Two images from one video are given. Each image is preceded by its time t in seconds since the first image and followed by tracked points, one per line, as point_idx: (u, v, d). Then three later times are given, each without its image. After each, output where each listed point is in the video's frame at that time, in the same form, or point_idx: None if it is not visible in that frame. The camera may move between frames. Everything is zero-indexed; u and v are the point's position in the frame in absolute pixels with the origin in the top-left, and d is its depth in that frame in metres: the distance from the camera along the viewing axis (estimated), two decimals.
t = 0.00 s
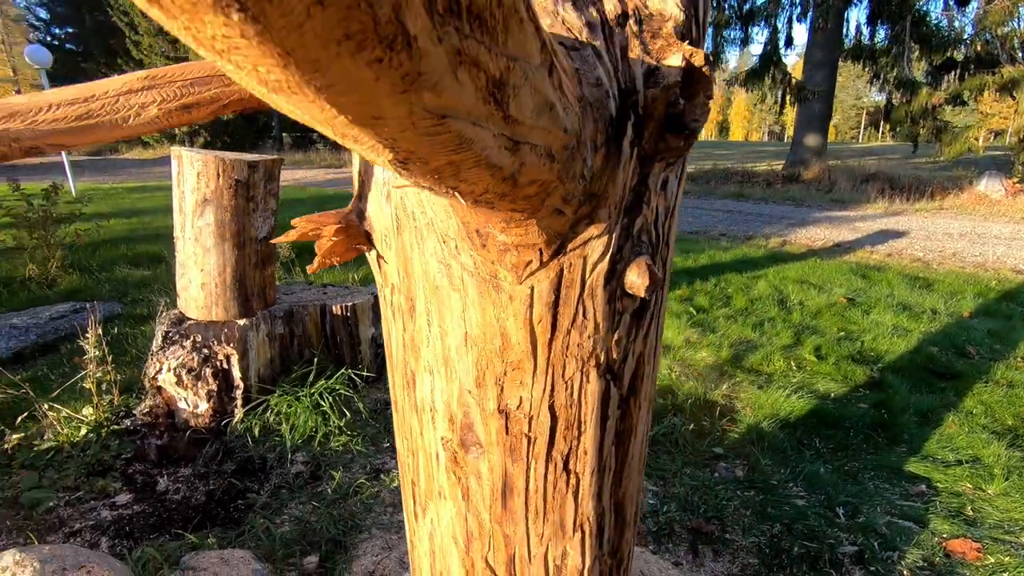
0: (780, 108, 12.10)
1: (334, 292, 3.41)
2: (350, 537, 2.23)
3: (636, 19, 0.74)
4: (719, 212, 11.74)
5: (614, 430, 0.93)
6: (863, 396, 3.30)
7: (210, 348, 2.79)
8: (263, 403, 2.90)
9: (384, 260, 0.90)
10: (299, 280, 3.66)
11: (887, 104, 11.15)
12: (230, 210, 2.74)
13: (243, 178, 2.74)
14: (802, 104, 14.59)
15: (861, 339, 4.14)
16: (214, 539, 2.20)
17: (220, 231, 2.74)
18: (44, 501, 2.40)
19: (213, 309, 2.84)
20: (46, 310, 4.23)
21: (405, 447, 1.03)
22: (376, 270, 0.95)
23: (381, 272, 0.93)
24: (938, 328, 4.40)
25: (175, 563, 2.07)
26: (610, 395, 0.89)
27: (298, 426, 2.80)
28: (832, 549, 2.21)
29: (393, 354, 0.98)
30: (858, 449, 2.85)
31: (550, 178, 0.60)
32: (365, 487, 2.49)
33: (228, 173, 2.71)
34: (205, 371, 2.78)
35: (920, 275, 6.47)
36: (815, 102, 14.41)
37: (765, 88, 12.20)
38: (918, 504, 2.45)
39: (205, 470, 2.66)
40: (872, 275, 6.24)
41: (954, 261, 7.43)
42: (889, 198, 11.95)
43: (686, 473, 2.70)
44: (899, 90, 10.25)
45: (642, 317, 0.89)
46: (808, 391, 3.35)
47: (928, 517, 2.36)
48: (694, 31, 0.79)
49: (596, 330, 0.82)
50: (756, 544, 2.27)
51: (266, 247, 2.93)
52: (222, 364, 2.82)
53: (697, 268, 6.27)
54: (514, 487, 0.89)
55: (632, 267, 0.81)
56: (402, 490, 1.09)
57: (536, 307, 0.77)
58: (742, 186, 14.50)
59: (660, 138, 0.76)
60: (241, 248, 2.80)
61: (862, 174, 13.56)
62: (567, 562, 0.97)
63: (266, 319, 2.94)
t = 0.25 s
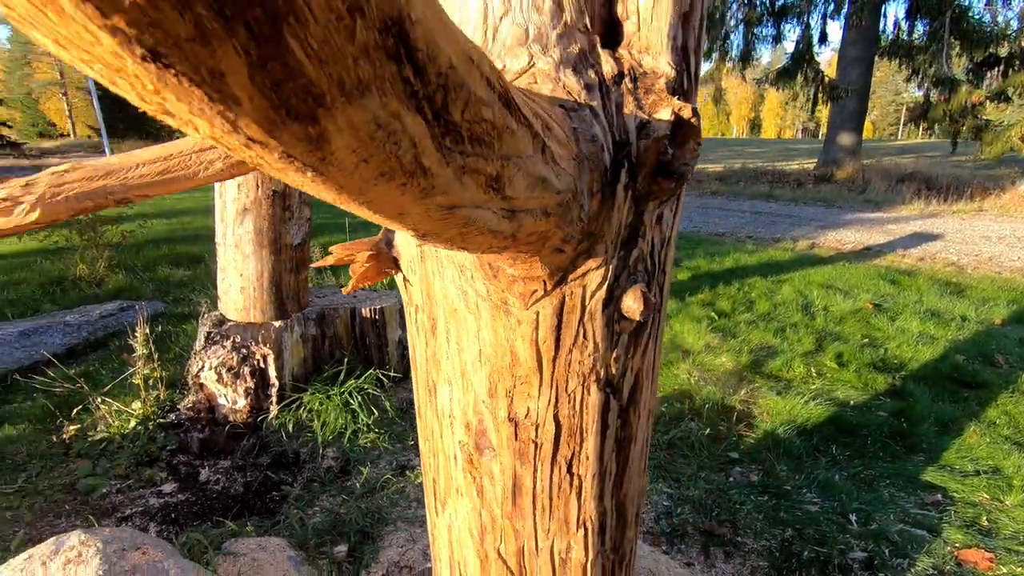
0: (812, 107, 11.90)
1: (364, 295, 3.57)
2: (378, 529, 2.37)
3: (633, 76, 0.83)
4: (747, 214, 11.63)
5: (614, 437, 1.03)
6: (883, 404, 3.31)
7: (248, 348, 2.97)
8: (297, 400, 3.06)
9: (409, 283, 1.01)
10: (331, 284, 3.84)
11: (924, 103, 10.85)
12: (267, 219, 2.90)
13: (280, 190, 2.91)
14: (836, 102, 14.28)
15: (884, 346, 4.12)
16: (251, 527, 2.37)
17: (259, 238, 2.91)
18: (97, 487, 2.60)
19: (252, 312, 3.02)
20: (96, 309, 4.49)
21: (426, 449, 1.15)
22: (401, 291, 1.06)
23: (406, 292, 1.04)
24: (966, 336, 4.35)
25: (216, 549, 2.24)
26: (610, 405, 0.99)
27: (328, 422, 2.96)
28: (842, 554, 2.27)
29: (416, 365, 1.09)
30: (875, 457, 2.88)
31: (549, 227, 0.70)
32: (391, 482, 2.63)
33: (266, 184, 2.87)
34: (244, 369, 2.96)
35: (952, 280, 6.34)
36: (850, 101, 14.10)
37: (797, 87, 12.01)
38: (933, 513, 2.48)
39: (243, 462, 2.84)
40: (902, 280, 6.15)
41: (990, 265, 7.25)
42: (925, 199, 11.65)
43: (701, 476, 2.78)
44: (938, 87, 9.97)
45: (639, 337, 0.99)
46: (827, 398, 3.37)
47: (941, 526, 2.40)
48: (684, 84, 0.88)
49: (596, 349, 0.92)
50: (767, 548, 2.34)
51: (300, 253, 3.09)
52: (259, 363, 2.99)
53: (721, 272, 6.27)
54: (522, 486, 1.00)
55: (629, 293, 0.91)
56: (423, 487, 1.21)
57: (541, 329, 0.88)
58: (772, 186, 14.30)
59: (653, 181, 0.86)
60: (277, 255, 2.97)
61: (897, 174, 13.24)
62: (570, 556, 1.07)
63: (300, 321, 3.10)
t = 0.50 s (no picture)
0: (851, 96, 11.56)
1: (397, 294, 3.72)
2: (410, 517, 2.51)
3: (634, 118, 0.92)
4: (781, 208, 11.42)
5: (622, 438, 1.13)
6: (911, 405, 3.30)
7: (289, 345, 3.16)
8: (334, 394, 3.24)
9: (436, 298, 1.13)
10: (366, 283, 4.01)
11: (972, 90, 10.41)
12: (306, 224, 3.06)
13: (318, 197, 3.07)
14: (878, 91, 13.80)
15: (916, 346, 4.07)
16: (294, 513, 2.55)
17: (298, 243, 3.08)
18: (154, 473, 2.83)
19: (293, 311, 3.23)
20: (148, 306, 4.78)
21: (451, 447, 1.26)
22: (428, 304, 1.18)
23: (433, 305, 1.15)
24: (1004, 337, 4.26)
25: (263, 532, 2.42)
26: (617, 410, 1.09)
27: (364, 416, 3.13)
28: (859, 553, 2.31)
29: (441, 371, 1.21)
30: (900, 458, 2.90)
31: (554, 259, 0.80)
32: (422, 474, 2.78)
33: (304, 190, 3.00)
34: (286, 365, 3.15)
35: (995, 278, 6.16)
36: (892, 89, 13.63)
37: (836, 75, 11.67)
38: (956, 515, 2.50)
39: (285, 452, 3.03)
40: (940, 277, 6.00)
41: None
42: (971, 191, 11.22)
43: (723, 474, 2.84)
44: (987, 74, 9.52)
45: (644, 349, 1.08)
46: (854, 398, 3.37)
47: (963, 528, 2.42)
48: (682, 121, 0.96)
49: (603, 360, 1.02)
50: (785, 544, 2.40)
51: (336, 256, 3.26)
52: (300, 359, 3.18)
53: (751, 269, 6.23)
54: (537, 482, 1.11)
55: (634, 311, 1.00)
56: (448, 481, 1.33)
57: (553, 342, 0.98)
58: (808, 179, 13.98)
59: (653, 212, 0.95)
60: (315, 258, 3.14)
61: (942, 165, 12.78)
62: (582, 547, 1.17)
63: (337, 320, 3.27)
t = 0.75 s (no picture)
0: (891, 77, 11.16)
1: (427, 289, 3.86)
2: (441, 503, 2.65)
3: (642, 144, 0.99)
4: (816, 194, 11.16)
5: (635, 436, 1.22)
6: (940, 399, 3.28)
7: (326, 339, 3.33)
8: (368, 385, 3.40)
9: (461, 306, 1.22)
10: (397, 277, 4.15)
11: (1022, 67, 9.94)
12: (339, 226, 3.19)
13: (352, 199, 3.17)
14: (922, 70, 13.27)
15: (950, 339, 4.01)
16: (333, 498, 2.71)
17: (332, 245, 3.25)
18: (204, 458, 3.03)
19: (330, 307, 3.48)
20: (193, 299, 5.03)
21: (477, 442, 1.36)
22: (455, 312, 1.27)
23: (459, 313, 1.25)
24: None
25: (305, 515, 2.59)
26: (630, 410, 1.17)
27: (397, 406, 3.28)
28: (880, 545, 2.35)
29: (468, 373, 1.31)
30: (926, 453, 2.90)
31: (566, 279, 0.88)
32: (453, 462, 2.91)
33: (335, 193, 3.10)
34: (323, 357, 3.32)
35: None
36: (936, 68, 13.09)
37: (875, 55, 11.27)
38: (981, 511, 2.51)
39: (323, 439, 3.20)
40: (980, 267, 5.84)
41: None
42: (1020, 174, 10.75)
43: (746, 466, 2.89)
44: None
45: (655, 355, 1.17)
46: (881, 392, 3.36)
47: (987, 523, 2.43)
48: (688, 144, 1.03)
49: (615, 365, 1.10)
50: (805, 536, 2.45)
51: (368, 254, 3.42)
52: (336, 352, 3.35)
53: (782, 259, 6.16)
54: (555, 475, 1.21)
55: (644, 321, 1.07)
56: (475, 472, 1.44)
57: (569, 349, 1.08)
58: (846, 163, 13.58)
59: (661, 229, 1.02)
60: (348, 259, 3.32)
61: (990, 147, 12.25)
62: (598, 534, 1.27)
63: (370, 315, 3.44)
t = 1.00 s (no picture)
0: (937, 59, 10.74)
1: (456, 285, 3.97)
2: (472, 493, 2.77)
3: (656, 164, 1.05)
4: (855, 184, 10.86)
5: (651, 435, 1.29)
6: (975, 398, 3.24)
7: (362, 334, 3.48)
8: (401, 378, 3.54)
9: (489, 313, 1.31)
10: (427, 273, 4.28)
11: None
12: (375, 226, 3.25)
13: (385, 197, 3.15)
14: (971, 51, 12.69)
15: (989, 336, 3.92)
16: (370, 486, 2.86)
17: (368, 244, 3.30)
18: (249, 447, 3.21)
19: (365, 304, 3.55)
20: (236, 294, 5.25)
21: (504, 438, 1.46)
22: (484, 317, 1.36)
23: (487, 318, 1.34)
24: None
25: (343, 502, 2.74)
26: (646, 411, 1.25)
27: (429, 399, 3.41)
28: (904, 544, 2.37)
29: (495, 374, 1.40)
30: (957, 452, 2.88)
31: (583, 294, 0.96)
32: (483, 454, 3.02)
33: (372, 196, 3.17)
34: (359, 352, 3.47)
35: None
36: (987, 49, 12.49)
37: (920, 37, 10.84)
38: (1011, 512, 2.50)
39: (360, 430, 3.35)
40: None
41: None
42: None
43: (771, 462, 2.92)
44: None
45: (670, 359, 1.23)
46: (913, 390, 3.32)
47: (1017, 524, 2.42)
48: (701, 164, 1.09)
49: (631, 369, 1.18)
50: (829, 532, 2.48)
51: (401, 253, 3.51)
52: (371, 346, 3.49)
53: (816, 252, 6.06)
54: (576, 471, 1.30)
55: (658, 329, 1.14)
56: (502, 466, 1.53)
57: (587, 354, 1.16)
58: (887, 150, 13.14)
59: (675, 244, 1.08)
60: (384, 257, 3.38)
61: None
62: (617, 527, 1.36)
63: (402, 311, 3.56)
